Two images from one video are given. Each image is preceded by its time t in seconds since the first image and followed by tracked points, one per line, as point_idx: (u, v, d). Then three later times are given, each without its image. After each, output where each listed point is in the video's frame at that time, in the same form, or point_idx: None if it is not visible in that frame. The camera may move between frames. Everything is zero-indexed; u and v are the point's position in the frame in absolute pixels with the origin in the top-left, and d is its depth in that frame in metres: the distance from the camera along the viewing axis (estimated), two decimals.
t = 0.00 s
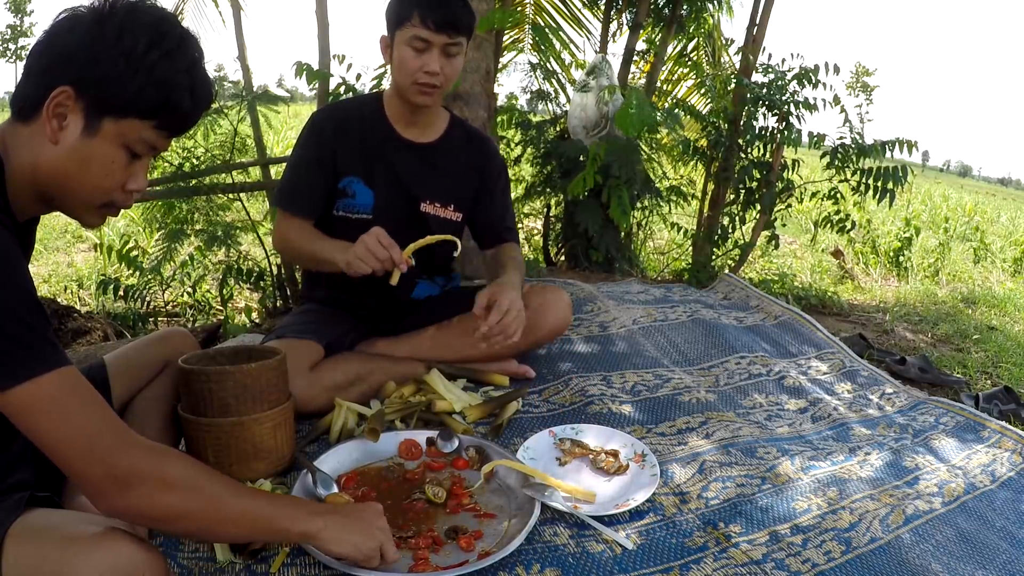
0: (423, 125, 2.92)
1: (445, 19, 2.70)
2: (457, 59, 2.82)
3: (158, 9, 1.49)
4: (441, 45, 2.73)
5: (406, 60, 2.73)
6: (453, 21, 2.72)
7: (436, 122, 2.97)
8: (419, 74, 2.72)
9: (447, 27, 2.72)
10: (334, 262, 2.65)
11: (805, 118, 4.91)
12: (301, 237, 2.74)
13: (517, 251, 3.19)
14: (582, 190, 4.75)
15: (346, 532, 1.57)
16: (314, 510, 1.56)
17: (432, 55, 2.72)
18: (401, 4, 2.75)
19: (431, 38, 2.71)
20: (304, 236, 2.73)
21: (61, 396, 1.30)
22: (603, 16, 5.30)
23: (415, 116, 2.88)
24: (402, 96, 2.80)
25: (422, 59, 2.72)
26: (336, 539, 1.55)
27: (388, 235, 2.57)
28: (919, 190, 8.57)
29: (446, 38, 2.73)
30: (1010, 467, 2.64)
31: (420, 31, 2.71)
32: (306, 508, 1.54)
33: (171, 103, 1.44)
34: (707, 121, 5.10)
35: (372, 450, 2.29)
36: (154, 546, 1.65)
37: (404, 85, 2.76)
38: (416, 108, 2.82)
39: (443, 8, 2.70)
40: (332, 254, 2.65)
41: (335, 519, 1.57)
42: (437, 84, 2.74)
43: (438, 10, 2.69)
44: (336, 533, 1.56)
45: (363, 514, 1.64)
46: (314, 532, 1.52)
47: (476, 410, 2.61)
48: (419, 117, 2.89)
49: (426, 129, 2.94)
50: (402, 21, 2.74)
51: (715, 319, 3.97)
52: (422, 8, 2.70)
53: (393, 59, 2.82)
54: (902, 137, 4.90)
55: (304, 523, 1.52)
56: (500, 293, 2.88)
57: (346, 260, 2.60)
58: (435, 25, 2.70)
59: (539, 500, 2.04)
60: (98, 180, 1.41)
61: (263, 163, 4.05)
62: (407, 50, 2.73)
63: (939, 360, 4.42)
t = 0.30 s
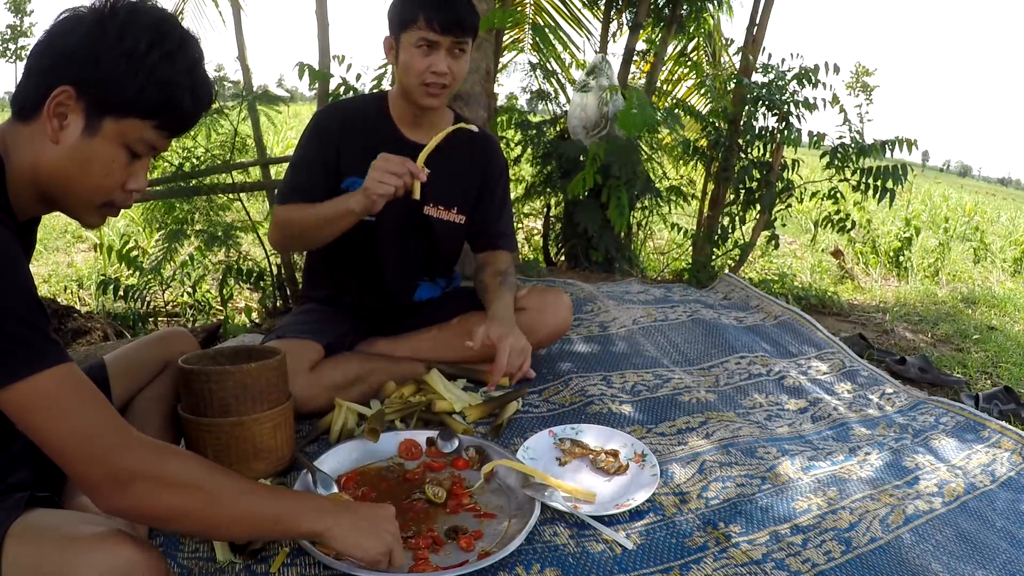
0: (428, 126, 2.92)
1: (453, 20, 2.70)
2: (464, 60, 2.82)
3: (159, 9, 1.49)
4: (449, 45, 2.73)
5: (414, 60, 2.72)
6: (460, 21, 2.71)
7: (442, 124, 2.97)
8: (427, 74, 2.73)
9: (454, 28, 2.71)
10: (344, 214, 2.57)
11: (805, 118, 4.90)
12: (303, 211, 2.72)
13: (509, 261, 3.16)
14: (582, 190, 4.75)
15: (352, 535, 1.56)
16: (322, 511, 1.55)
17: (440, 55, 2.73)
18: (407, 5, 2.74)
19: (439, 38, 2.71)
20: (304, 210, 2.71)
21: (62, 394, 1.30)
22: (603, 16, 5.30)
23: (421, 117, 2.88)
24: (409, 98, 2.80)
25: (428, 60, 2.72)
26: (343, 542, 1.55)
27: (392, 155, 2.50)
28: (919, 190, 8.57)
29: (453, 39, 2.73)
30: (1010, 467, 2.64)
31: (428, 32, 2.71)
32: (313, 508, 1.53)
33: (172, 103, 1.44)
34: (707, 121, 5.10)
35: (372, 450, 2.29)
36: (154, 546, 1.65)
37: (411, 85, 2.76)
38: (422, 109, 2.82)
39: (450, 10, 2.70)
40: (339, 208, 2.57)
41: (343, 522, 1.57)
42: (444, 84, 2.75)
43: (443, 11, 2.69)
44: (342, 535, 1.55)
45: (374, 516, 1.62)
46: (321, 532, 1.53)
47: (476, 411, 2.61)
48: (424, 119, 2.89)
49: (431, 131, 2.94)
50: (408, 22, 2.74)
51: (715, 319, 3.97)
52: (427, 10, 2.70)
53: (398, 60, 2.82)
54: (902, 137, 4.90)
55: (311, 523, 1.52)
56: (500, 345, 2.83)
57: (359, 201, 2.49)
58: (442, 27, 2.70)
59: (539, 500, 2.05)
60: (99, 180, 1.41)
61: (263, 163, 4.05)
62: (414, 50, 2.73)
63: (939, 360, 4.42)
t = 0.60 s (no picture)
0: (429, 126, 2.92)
1: (449, 16, 2.69)
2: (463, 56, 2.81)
3: (159, 10, 1.49)
4: (446, 42, 2.73)
5: (412, 59, 2.73)
6: (458, 19, 2.71)
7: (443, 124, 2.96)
8: (424, 72, 2.74)
9: (451, 24, 2.71)
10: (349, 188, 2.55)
11: (805, 118, 4.90)
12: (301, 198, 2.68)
13: (507, 262, 3.15)
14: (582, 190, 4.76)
15: (348, 525, 1.57)
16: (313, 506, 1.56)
17: (436, 52, 2.73)
18: (403, 4, 2.74)
19: (436, 35, 2.71)
20: (303, 194, 2.68)
21: (56, 393, 1.30)
22: (603, 17, 5.31)
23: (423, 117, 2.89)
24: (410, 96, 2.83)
25: (425, 57, 2.73)
26: (339, 533, 1.56)
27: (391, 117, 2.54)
28: (919, 190, 8.57)
29: (450, 36, 2.72)
30: (1010, 467, 2.64)
31: (424, 30, 2.70)
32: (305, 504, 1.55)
33: (171, 104, 1.44)
34: (707, 121, 5.10)
35: (372, 450, 2.29)
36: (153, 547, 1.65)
37: (410, 84, 2.78)
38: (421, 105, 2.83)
39: (446, 7, 2.70)
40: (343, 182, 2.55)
41: (337, 514, 1.58)
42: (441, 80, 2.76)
43: (440, 9, 2.69)
44: (338, 526, 1.56)
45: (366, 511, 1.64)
46: (314, 527, 1.53)
47: (476, 410, 2.61)
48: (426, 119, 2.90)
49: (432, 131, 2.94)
50: (405, 21, 2.73)
51: (715, 319, 3.97)
52: (424, 7, 2.69)
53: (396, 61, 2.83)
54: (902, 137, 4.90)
55: (304, 518, 1.52)
56: (504, 346, 2.85)
57: (369, 165, 2.49)
58: (438, 23, 2.69)
59: (539, 500, 2.05)
60: (97, 179, 1.41)
61: (263, 163, 4.05)
62: (412, 50, 2.73)
63: (939, 360, 4.42)
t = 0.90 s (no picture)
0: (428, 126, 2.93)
1: (436, 17, 2.68)
2: (456, 55, 2.78)
3: (157, 9, 1.49)
4: (433, 42, 2.71)
5: (401, 60, 2.75)
6: (444, 21, 2.69)
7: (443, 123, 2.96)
8: (411, 72, 2.75)
9: (437, 26, 2.69)
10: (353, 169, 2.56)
11: (805, 118, 4.90)
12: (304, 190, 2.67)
13: (506, 262, 3.17)
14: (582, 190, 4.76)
15: (343, 519, 1.58)
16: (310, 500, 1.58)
17: (423, 53, 2.72)
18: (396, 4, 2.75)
19: (422, 36, 2.70)
20: (305, 186, 2.68)
21: (52, 393, 1.30)
22: (603, 17, 5.30)
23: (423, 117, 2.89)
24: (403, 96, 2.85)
25: (414, 57, 2.73)
26: (336, 527, 1.57)
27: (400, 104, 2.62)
28: (919, 189, 8.57)
29: (437, 37, 2.70)
30: (1010, 466, 2.64)
31: (412, 31, 2.70)
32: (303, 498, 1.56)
33: (168, 103, 1.44)
34: (707, 121, 5.10)
35: (372, 450, 2.29)
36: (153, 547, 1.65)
37: (400, 83, 2.81)
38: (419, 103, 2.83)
39: (434, 7, 2.68)
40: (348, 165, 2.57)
41: (333, 508, 1.59)
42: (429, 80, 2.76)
43: (427, 10, 2.67)
44: (334, 520, 1.57)
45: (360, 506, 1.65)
46: (311, 521, 1.53)
47: (476, 410, 2.61)
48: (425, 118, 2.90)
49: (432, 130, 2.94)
50: (395, 21, 2.74)
51: (714, 319, 3.97)
52: (411, 8, 2.69)
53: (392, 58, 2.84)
54: (902, 137, 4.90)
55: (300, 513, 1.53)
56: (504, 346, 2.86)
57: (375, 141, 2.52)
58: (425, 24, 2.68)
59: (539, 500, 2.05)
60: (94, 178, 1.41)
61: (263, 163, 4.05)
62: (401, 50, 2.74)
63: (939, 360, 4.42)
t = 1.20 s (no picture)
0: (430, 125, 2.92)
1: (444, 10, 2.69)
2: (462, 50, 2.80)
3: (158, 10, 1.49)
4: (443, 35, 2.72)
5: (410, 53, 2.74)
6: (453, 13, 2.70)
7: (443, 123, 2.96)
8: (421, 65, 2.74)
9: (447, 17, 2.69)
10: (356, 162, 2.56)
11: (805, 118, 4.90)
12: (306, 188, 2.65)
13: (506, 262, 3.17)
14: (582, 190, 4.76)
15: (339, 524, 1.58)
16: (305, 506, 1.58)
17: (434, 46, 2.72)
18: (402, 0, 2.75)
19: (431, 29, 2.70)
20: (306, 183, 2.67)
21: (52, 395, 1.30)
22: (603, 17, 5.31)
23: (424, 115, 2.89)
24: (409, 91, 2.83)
25: (423, 50, 2.73)
26: (330, 533, 1.56)
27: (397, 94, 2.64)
28: (919, 190, 8.57)
29: (446, 30, 2.71)
30: (1010, 467, 2.64)
31: (422, 24, 2.70)
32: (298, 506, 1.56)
33: (168, 104, 1.44)
34: (707, 121, 5.10)
35: (372, 450, 2.29)
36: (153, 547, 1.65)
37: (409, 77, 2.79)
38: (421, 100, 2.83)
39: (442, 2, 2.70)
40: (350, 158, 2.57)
41: (328, 514, 1.59)
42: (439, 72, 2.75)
43: (436, 4, 2.68)
44: (329, 526, 1.57)
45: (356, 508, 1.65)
46: (306, 528, 1.53)
47: (476, 410, 2.61)
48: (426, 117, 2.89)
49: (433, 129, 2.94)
50: (403, 16, 2.73)
51: (714, 319, 3.97)
52: (421, 2, 2.69)
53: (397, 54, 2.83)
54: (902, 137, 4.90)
55: (295, 520, 1.53)
56: (504, 344, 2.87)
57: (379, 133, 2.54)
58: (434, 17, 2.68)
59: (539, 500, 2.05)
60: (93, 179, 1.41)
61: (263, 163, 4.05)
62: (410, 44, 2.73)
63: (939, 360, 4.42)
